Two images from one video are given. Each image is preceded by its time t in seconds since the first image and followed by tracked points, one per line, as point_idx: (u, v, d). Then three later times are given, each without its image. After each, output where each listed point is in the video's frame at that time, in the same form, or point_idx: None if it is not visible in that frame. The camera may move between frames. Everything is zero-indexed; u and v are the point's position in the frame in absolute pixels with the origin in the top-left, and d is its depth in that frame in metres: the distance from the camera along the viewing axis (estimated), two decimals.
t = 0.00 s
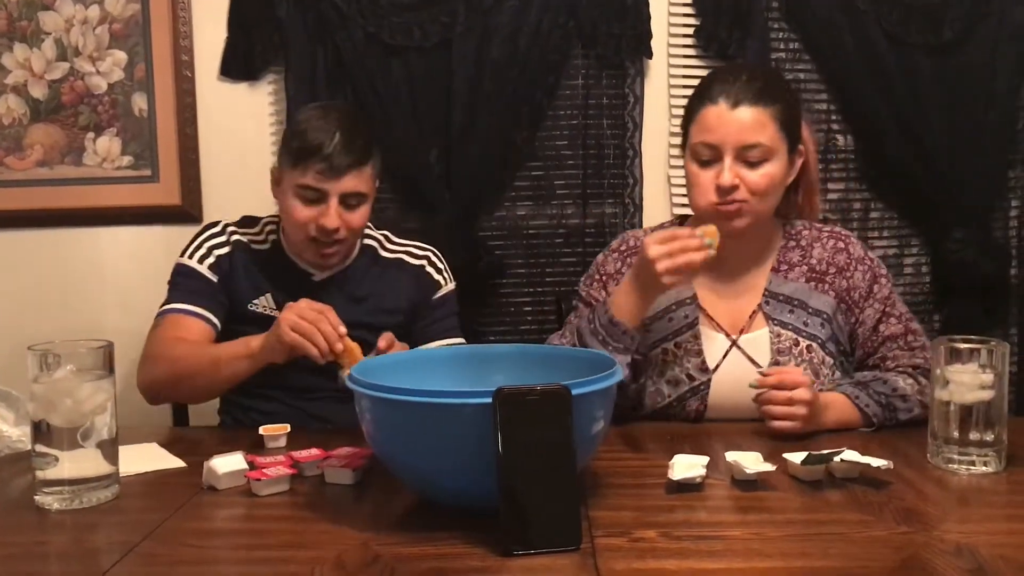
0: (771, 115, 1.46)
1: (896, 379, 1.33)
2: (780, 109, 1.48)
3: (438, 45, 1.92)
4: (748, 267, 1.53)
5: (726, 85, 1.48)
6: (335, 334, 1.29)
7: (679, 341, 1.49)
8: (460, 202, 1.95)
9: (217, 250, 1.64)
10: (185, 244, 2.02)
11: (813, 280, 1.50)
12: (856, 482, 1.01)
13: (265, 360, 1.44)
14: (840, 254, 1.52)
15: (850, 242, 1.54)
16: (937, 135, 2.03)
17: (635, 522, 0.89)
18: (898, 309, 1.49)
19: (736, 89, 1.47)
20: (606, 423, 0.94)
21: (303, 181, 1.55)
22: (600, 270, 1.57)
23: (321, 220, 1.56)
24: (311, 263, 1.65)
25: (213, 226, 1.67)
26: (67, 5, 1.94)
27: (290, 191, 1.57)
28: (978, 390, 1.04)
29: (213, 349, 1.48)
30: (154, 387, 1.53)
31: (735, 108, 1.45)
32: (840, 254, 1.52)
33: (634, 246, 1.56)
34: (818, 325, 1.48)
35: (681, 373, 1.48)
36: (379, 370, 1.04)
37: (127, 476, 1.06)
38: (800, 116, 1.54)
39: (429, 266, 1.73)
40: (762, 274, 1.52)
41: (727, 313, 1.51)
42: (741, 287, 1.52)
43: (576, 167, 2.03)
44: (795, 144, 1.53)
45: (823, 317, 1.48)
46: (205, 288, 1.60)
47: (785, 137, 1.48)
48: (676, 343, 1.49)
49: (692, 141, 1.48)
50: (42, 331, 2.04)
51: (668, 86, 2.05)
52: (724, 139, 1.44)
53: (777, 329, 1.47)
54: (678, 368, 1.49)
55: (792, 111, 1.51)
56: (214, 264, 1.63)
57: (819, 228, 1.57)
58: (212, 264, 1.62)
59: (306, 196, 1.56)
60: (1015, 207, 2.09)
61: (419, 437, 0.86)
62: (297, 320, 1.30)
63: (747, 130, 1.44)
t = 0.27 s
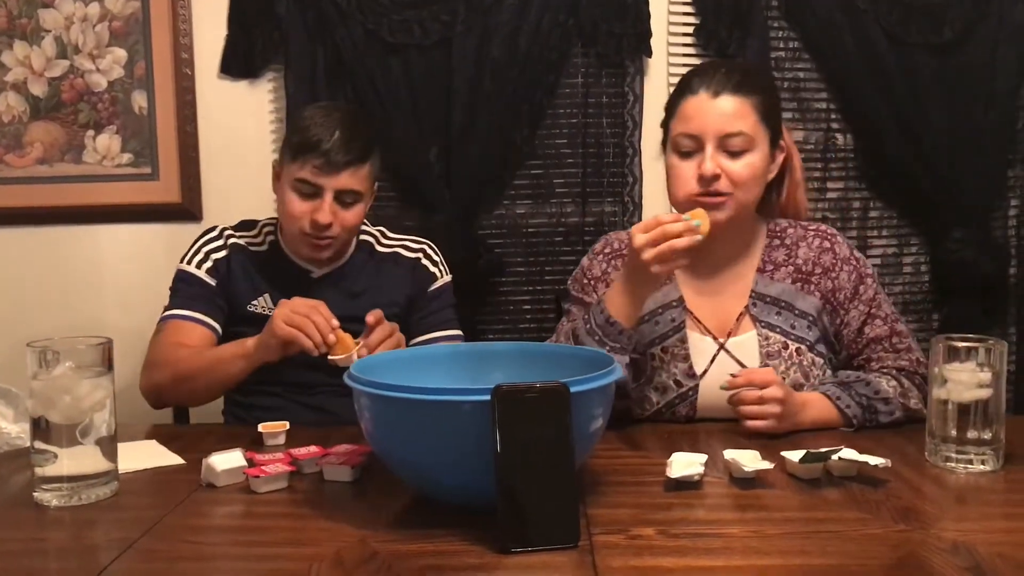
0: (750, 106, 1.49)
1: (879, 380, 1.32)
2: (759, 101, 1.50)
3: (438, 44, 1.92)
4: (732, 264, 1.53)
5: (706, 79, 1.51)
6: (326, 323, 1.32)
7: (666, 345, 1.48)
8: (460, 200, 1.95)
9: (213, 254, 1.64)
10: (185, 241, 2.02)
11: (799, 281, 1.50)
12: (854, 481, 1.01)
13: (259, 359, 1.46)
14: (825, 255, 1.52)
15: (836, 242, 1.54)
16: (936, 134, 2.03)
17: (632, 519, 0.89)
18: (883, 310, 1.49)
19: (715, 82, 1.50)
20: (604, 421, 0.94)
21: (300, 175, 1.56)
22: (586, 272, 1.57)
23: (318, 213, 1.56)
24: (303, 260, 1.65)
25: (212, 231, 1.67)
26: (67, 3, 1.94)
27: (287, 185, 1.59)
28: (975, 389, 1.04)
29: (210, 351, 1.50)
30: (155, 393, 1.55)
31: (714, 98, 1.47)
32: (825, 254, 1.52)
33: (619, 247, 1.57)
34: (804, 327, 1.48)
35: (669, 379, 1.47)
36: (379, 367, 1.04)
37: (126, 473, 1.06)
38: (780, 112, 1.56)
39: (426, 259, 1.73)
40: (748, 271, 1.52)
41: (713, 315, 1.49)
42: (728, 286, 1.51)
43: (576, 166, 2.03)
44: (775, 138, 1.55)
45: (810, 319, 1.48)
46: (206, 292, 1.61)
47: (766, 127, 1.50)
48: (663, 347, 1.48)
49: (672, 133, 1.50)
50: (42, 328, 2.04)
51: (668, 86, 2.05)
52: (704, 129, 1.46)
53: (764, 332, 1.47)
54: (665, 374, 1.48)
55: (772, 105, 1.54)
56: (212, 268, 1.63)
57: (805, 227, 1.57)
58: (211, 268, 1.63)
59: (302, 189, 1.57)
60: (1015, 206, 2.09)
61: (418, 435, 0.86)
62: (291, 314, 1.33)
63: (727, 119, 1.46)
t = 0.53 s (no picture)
0: (741, 98, 1.48)
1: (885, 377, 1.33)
2: (749, 92, 1.50)
3: (437, 41, 1.93)
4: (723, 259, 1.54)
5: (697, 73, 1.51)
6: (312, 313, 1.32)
7: (659, 341, 1.48)
8: (459, 197, 1.95)
9: (217, 249, 1.64)
10: (185, 238, 2.02)
11: (796, 284, 1.49)
12: (852, 477, 1.02)
13: (254, 347, 1.46)
14: (824, 258, 1.50)
15: (836, 244, 1.53)
16: (935, 132, 2.03)
17: (632, 515, 0.89)
18: (886, 312, 1.48)
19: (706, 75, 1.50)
20: (603, 416, 0.94)
21: (313, 172, 1.57)
22: (581, 268, 1.57)
23: (331, 207, 1.57)
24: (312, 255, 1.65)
25: (216, 226, 1.68)
26: None
27: (298, 183, 1.59)
28: (974, 386, 1.04)
29: (207, 340, 1.50)
30: (155, 385, 1.56)
31: (703, 91, 1.48)
32: (824, 257, 1.50)
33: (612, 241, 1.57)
34: (799, 330, 1.47)
35: (661, 375, 1.46)
36: (379, 363, 1.04)
37: (125, 469, 1.06)
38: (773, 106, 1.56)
39: (427, 256, 1.73)
40: (744, 269, 1.53)
41: (706, 313, 1.50)
42: (723, 284, 1.52)
43: (576, 163, 2.03)
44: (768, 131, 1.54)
45: (805, 322, 1.47)
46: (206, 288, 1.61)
47: (756, 119, 1.50)
48: (655, 343, 1.48)
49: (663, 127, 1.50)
50: (41, 325, 2.04)
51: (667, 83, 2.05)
52: (691, 122, 1.46)
53: (758, 332, 1.46)
54: (657, 370, 1.47)
55: (765, 99, 1.53)
56: (214, 264, 1.63)
57: (806, 229, 1.57)
58: (212, 263, 1.63)
59: (313, 185, 1.58)
60: (1015, 204, 2.09)
61: (417, 430, 0.86)
62: (281, 305, 1.34)
63: (716, 111, 1.46)
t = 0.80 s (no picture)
0: (746, 106, 1.49)
1: (880, 375, 1.34)
2: (756, 101, 1.50)
3: (436, 42, 1.94)
4: (725, 260, 1.54)
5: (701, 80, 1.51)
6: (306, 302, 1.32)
7: (657, 340, 1.49)
8: (458, 197, 1.96)
9: (216, 248, 1.65)
10: (185, 238, 2.03)
11: (794, 281, 1.51)
12: (847, 473, 1.03)
13: (254, 337, 1.47)
14: (823, 254, 1.52)
15: (833, 241, 1.54)
16: (931, 132, 2.04)
17: (628, 511, 0.90)
18: (882, 308, 1.49)
19: (711, 83, 1.50)
20: (600, 413, 0.95)
21: (310, 167, 1.58)
22: (580, 268, 1.57)
23: (327, 204, 1.58)
24: (308, 253, 1.67)
25: (218, 225, 1.69)
26: (67, 1, 1.95)
27: (296, 177, 1.60)
28: (968, 383, 1.05)
29: (206, 333, 1.51)
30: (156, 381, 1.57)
31: (707, 100, 1.48)
32: (822, 254, 1.52)
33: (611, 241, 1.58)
34: (797, 326, 1.48)
35: (659, 373, 1.48)
36: (379, 360, 1.06)
37: (127, 467, 1.07)
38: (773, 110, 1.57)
39: (422, 252, 1.74)
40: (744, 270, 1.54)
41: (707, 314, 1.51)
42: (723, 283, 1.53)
43: (573, 163, 2.04)
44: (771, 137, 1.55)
45: (803, 319, 1.49)
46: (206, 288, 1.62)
47: (761, 127, 1.51)
48: (654, 342, 1.49)
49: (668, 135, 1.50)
50: (42, 325, 2.05)
51: (665, 82, 2.06)
52: (701, 132, 1.46)
53: (756, 329, 1.48)
54: (655, 368, 1.48)
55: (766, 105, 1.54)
56: (213, 263, 1.64)
57: (804, 226, 1.57)
58: (212, 263, 1.64)
59: (310, 180, 1.59)
60: (1010, 202, 2.11)
61: (415, 427, 0.87)
62: (276, 299, 1.34)
63: (725, 121, 1.46)
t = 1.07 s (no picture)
0: (775, 121, 1.44)
1: (879, 377, 1.34)
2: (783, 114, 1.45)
3: (431, 43, 1.94)
4: (732, 267, 1.52)
5: (729, 89, 1.45)
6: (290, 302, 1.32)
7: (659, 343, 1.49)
8: (455, 198, 1.96)
9: (210, 249, 1.66)
10: (180, 241, 2.03)
11: (796, 282, 1.50)
12: (843, 474, 1.02)
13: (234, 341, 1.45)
14: (825, 254, 1.52)
15: (836, 241, 1.54)
16: (927, 132, 2.04)
17: (624, 513, 0.90)
18: (884, 308, 1.50)
19: (740, 94, 1.44)
20: (595, 415, 0.95)
21: (298, 165, 1.58)
22: (584, 268, 1.56)
23: (316, 201, 1.58)
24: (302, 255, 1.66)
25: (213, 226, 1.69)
26: (62, 4, 1.94)
27: (285, 176, 1.60)
28: (963, 383, 1.05)
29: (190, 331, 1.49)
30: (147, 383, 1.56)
31: (735, 113, 1.42)
32: (825, 254, 1.52)
33: (617, 242, 1.56)
34: (800, 327, 1.48)
35: (660, 376, 1.47)
36: (374, 363, 1.06)
37: (121, 470, 1.07)
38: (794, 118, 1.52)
39: (416, 252, 1.74)
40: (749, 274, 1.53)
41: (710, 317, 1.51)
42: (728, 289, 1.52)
43: (570, 164, 2.04)
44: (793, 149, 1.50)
45: (806, 319, 1.48)
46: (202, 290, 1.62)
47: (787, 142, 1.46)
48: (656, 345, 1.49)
49: (692, 145, 1.45)
50: (38, 328, 2.05)
51: (660, 83, 2.06)
52: (729, 147, 1.41)
53: (758, 331, 1.47)
54: (656, 370, 1.48)
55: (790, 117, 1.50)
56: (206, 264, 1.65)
57: (805, 225, 1.57)
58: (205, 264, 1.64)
59: (299, 178, 1.59)
60: (1005, 203, 2.11)
61: (410, 430, 0.87)
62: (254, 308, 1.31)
63: (756, 138, 1.41)
